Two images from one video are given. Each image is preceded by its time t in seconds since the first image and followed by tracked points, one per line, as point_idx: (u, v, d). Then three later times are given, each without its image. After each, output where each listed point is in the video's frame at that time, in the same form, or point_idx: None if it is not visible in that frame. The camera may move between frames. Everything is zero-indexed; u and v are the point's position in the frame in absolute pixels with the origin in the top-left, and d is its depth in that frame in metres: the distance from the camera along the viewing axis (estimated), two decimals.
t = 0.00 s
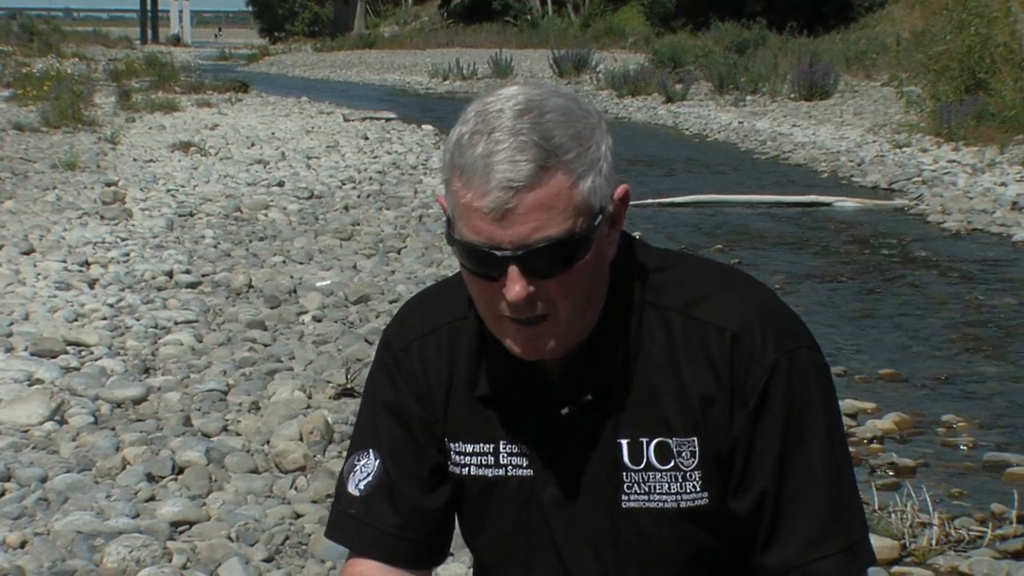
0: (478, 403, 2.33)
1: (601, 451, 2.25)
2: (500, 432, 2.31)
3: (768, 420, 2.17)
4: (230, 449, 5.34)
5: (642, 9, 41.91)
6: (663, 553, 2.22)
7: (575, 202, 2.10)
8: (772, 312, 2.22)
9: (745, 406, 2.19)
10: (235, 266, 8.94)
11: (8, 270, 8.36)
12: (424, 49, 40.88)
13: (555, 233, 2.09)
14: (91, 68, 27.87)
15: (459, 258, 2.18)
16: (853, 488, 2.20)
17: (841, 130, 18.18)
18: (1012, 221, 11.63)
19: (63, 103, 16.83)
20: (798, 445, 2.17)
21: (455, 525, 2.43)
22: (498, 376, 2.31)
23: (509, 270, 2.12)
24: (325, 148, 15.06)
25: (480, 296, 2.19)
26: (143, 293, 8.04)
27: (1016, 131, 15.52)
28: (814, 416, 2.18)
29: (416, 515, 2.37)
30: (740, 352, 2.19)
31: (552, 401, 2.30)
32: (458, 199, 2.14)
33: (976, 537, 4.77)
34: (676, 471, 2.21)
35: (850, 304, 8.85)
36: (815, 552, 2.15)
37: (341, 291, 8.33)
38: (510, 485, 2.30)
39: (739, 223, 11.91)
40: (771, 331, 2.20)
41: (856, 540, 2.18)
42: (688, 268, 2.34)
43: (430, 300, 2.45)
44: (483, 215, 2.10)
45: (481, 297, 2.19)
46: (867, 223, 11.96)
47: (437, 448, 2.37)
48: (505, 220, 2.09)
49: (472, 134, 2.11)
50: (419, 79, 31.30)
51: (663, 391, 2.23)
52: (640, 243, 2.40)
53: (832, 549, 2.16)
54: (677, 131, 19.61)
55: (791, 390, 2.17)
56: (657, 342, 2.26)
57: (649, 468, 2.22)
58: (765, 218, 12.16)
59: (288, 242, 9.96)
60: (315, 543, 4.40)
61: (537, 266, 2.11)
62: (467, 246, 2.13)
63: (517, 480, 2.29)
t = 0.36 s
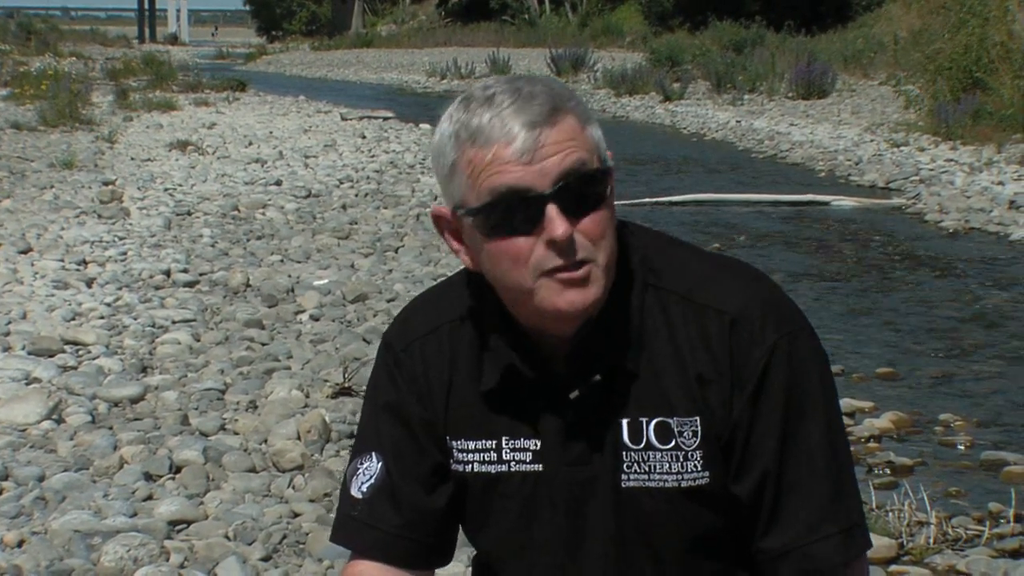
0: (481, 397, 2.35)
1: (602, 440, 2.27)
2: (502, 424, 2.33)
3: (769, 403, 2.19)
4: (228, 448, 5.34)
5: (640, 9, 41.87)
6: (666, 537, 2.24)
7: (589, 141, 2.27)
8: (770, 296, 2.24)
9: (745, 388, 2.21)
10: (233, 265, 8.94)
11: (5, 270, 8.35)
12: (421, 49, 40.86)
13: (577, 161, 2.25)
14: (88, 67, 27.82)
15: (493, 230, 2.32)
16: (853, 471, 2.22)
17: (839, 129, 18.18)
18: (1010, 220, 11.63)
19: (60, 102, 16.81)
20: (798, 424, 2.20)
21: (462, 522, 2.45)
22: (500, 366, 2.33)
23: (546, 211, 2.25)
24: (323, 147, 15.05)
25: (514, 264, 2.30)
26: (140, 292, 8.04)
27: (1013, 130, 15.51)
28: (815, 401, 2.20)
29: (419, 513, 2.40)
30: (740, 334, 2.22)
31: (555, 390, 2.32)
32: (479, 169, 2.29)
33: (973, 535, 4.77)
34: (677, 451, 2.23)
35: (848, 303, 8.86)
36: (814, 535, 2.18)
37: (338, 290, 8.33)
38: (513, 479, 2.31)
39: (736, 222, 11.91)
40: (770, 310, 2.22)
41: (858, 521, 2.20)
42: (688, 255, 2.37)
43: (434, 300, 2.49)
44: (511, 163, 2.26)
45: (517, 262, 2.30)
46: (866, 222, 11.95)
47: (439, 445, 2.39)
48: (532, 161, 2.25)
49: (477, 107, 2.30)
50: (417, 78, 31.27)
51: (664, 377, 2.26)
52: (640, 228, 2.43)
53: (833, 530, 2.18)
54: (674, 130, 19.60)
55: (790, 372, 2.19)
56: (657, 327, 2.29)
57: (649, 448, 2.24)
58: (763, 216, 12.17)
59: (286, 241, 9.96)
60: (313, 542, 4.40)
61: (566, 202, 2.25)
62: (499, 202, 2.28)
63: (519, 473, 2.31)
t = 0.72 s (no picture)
0: (484, 393, 2.42)
1: (606, 435, 2.35)
2: (507, 422, 2.39)
3: (776, 393, 2.26)
4: (227, 448, 5.33)
5: (639, 10, 41.86)
6: (676, 532, 2.32)
7: (593, 141, 2.36)
8: (772, 290, 2.33)
9: (752, 378, 2.28)
10: (232, 266, 8.94)
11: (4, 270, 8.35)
12: (420, 49, 40.85)
13: (582, 164, 2.34)
14: (87, 67, 27.79)
15: (490, 218, 2.40)
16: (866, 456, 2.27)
17: (838, 130, 18.17)
18: (1009, 220, 11.63)
19: (59, 102, 16.80)
20: (811, 412, 2.26)
21: (464, 523, 2.50)
22: (504, 364, 2.40)
23: (544, 204, 2.34)
24: (322, 147, 15.04)
25: (510, 256, 2.39)
26: (139, 292, 8.04)
27: (1012, 130, 15.52)
28: (825, 389, 2.26)
29: (421, 513, 2.44)
30: (745, 326, 2.30)
31: (556, 389, 2.40)
32: (482, 155, 2.38)
33: (972, 535, 4.77)
34: (684, 446, 2.31)
35: (848, 303, 8.86)
36: (832, 520, 2.21)
37: (337, 290, 8.33)
38: (519, 474, 2.37)
39: (736, 222, 11.91)
40: (773, 303, 2.30)
41: (874, 505, 2.25)
42: (688, 254, 2.45)
43: (427, 302, 2.54)
44: (514, 154, 2.35)
45: (513, 253, 2.39)
46: (865, 223, 11.96)
47: (442, 443, 2.44)
48: (536, 154, 2.34)
49: (487, 94, 2.38)
50: (415, 79, 31.25)
51: (671, 374, 2.34)
52: (640, 230, 2.52)
53: (854, 512, 2.22)
54: (673, 130, 19.60)
55: (797, 362, 2.25)
56: (660, 326, 2.37)
57: (656, 445, 2.32)
58: (762, 217, 12.17)
59: (285, 241, 9.96)
60: (312, 541, 4.40)
61: (569, 200, 2.34)
62: (502, 189, 2.36)
63: (526, 467, 2.37)
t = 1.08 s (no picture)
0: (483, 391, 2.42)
1: (607, 435, 2.36)
2: (506, 421, 2.39)
3: (777, 394, 2.26)
4: (225, 448, 5.33)
5: (637, 9, 41.87)
6: (676, 531, 2.34)
7: (602, 142, 2.37)
8: (774, 294, 2.32)
9: (753, 380, 2.28)
10: (231, 266, 8.94)
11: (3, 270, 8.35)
12: (419, 49, 40.86)
13: (589, 163, 2.35)
14: (85, 67, 27.79)
15: (497, 212, 2.40)
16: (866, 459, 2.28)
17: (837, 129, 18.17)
18: (1008, 219, 11.63)
19: (58, 101, 16.80)
20: (811, 414, 2.26)
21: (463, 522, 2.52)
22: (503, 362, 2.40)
23: (551, 202, 2.34)
24: (321, 147, 15.03)
25: (515, 251, 2.39)
26: (138, 292, 8.04)
27: (1011, 130, 15.53)
28: (826, 390, 2.27)
29: (421, 513, 2.46)
30: (746, 327, 2.29)
31: (555, 386, 2.40)
32: (492, 149, 2.38)
33: (971, 535, 4.77)
34: (683, 447, 2.32)
35: (847, 303, 8.86)
36: (831, 521, 2.22)
37: (336, 289, 8.32)
38: (518, 472, 2.39)
39: (735, 222, 11.91)
40: (775, 308, 2.30)
41: (872, 508, 2.25)
42: (689, 254, 2.45)
43: (427, 298, 2.54)
44: (525, 149, 2.35)
45: (518, 249, 2.39)
46: (864, 222, 11.96)
47: (441, 443, 2.45)
48: (546, 151, 2.35)
49: (500, 88, 2.38)
50: (414, 79, 31.26)
51: (672, 374, 2.34)
52: (642, 231, 2.51)
53: (851, 514, 2.23)
54: (672, 130, 19.61)
55: (799, 364, 2.26)
56: (661, 326, 2.37)
57: (656, 446, 2.33)
58: (761, 216, 12.17)
59: (284, 241, 9.96)
60: (311, 541, 4.40)
61: (577, 198, 2.34)
62: (510, 184, 2.37)
63: (525, 467, 2.38)
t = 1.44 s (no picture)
0: (479, 391, 2.42)
1: (603, 434, 2.36)
2: (501, 421, 2.40)
3: (774, 394, 2.26)
4: (224, 447, 5.33)
5: (636, 9, 41.86)
6: (671, 531, 2.35)
7: (601, 142, 2.36)
8: (771, 295, 2.32)
9: (750, 379, 2.28)
10: (230, 265, 8.93)
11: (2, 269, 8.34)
12: (417, 48, 40.84)
13: (588, 164, 2.35)
14: (84, 67, 27.77)
15: (495, 213, 2.40)
16: (861, 460, 2.29)
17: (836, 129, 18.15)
18: (1007, 219, 11.63)
19: (57, 101, 16.78)
20: (807, 415, 2.27)
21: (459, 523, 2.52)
22: (500, 361, 2.41)
23: (550, 203, 2.34)
24: (319, 147, 15.02)
25: (514, 252, 2.40)
26: (137, 291, 8.03)
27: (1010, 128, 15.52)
28: (824, 390, 2.28)
29: (416, 512, 2.46)
30: (744, 327, 2.29)
31: (552, 386, 2.40)
32: (490, 149, 2.38)
33: (970, 534, 4.77)
34: (681, 448, 2.32)
35: (846, 302, 8.86)
36: (825, 521, 2.23)
37: (335, 289, 8.32)
38: (514, 472, 2.39)
39: (734, 222, 11.90)
40: (773, 308, 2.30)
41: (867, 509, 2.26)
42: (687, 255, 2.45)
43: (425, 297, 2.54)
44: (524, 150, 2.35)
45: (517, 251, 2.40)
46: (863, 221, 11.95)
47: (436, 443, 2.45)
48: (545, 153, 2.35)
49: (498, 89, 2.38)
50: (413, 78, 31.25)
51: (669, 373, 2.34)
52: (640, 232, 2.51)
53: (846, 515, 2.24)
54: (671, 130, 19.59)
55: (796, 363, 2.26)
56: (658, 325, 2.37)
57: (652, 445, 2.33)
58: (760, 216, 12.17)
59: (283, 240, 9.95)
60: (310, 541, 4.40)
61: (576, 199, 2.34)
62: (509, 185, 2.37)
63: (520, 467, 2.38)
